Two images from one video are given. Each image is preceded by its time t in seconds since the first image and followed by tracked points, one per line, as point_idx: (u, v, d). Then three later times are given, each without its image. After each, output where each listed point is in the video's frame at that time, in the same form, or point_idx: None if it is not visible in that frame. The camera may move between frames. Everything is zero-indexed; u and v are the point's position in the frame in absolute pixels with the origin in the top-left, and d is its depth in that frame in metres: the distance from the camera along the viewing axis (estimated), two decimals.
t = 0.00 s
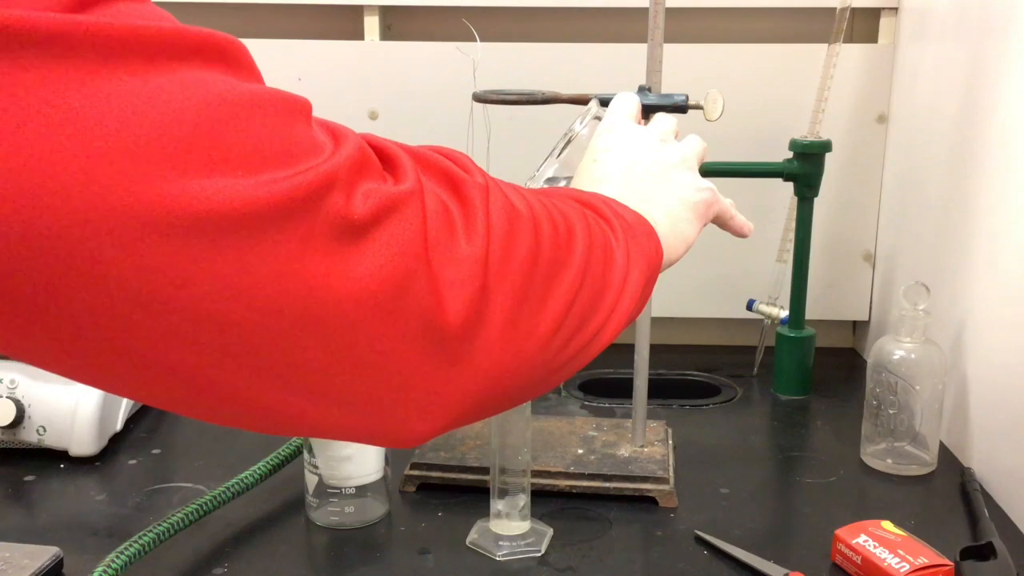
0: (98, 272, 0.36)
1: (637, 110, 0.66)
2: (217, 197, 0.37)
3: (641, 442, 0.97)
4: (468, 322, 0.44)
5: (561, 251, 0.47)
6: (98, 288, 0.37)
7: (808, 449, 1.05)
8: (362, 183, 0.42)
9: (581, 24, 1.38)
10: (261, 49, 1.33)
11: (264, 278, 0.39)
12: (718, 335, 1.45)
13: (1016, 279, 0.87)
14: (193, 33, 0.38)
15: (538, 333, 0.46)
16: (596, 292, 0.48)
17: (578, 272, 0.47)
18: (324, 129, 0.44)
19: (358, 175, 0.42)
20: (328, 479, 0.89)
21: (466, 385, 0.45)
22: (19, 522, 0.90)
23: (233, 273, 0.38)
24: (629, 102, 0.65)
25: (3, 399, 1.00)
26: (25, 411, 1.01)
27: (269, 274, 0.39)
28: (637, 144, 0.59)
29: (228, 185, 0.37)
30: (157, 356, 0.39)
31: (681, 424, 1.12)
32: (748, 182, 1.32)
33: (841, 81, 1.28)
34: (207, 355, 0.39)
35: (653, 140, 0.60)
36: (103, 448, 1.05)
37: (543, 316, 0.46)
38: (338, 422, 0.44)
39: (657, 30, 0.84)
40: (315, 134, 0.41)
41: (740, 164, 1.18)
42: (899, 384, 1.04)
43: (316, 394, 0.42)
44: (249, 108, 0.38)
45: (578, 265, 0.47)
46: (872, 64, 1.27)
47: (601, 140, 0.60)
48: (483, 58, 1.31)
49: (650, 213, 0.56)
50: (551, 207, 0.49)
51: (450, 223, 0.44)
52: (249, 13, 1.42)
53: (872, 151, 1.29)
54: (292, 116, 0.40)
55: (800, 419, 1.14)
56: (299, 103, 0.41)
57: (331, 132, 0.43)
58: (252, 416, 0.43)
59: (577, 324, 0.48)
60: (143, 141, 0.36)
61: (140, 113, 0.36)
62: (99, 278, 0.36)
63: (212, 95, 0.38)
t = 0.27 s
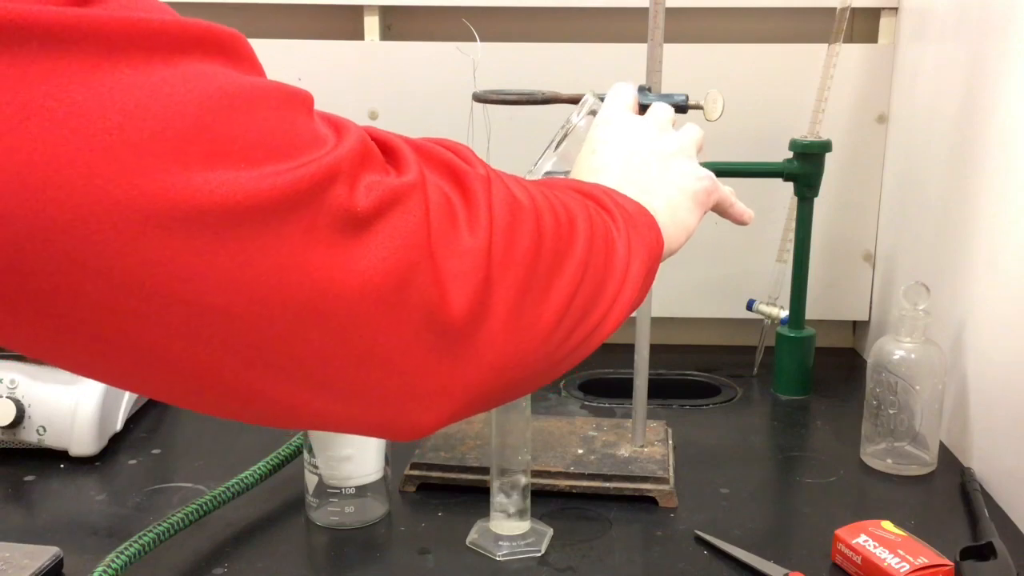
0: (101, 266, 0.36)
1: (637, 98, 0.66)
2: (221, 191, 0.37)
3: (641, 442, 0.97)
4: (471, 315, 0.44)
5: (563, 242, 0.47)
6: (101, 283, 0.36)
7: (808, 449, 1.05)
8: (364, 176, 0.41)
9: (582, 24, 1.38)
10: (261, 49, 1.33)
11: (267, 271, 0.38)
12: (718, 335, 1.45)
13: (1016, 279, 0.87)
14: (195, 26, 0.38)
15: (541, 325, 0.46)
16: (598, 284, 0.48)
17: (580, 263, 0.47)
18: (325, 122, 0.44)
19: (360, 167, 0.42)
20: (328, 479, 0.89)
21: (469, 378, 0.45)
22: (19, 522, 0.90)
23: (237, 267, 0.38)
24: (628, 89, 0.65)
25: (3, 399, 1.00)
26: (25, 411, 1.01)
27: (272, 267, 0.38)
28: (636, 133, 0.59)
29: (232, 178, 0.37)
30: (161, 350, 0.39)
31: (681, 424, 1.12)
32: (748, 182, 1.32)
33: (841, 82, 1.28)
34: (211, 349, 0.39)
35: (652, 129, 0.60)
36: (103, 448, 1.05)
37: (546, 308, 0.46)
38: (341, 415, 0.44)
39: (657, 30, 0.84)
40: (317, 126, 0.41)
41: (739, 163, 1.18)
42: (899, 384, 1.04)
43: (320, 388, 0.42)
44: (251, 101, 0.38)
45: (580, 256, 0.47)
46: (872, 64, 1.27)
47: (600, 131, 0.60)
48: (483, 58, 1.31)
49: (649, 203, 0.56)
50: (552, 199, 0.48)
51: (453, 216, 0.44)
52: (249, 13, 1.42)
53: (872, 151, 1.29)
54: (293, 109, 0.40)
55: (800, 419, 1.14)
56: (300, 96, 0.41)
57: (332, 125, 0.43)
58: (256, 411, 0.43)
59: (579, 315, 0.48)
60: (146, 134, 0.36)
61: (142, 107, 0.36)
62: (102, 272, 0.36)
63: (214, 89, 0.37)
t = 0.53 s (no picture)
0: (106, 260, 0.36)
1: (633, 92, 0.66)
2: (225, 185, 0.37)
3: (641, 442, 0.97)
4: (475, 309, 0.44)
5: (566, 235, 0.47)
6: (105, 278, 0.36)
7: (808, 449, 1.05)
8: (368, 169, 0.41)
9: (582, 24, 1.38)
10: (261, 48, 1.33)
11: (272, 265, 0.38)
12: (718, 335, 1.45)
13: (1016, 279, 0.87)
14: (199, 20, 0.38)
15: (544, 318, 0.46)
16: (600, 278, 0.48)
17: (583, 257, 0.47)
18: (329, 116, 0.44)
19: (364, 161, 0.41)
20: (328, 479, 0.89)
21: (473, 371, 0.45)
22: (19, 522, 0.90)
23: (242, 261, 0.38)
24: (624, 83, 0.65)
25: (3, 399, 1.00)
26: (25, 411, 1.01)
27: (277, 260, 0.38)
28: (633, 127, 0.59)
29: (236, 172, 0.37)
30: (167, 344, 0.39)
31: (681, 424, 1.12)
32: (748, 182, 1.32)
33: (841, 82, 1.28)
34: (215, 342, 0.39)
35: (650, 122, 0.60)
36: (103, 448, 1.05)
37: (549, 302, 0.46)
38: (345, 409, 0.44)
39: (657, 30, 0.84)
40: (320, 120, 0.41)
41: (739, 164, 1.18)
42: (899, 384, 1.04)
43: (324, 381, 0.42)
44: (255, 95, 0.38)
45: (583, 248, 0.47)
46: (872, 64, 1.27)
47: (598, 125, 0.60)
48: (483, 58, 1.31)
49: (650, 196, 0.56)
50: (555, 193, 0.48)
51: (456, 210, 0.44)
52: (249, 13, 1.42)
53: (872, 152, 1.29)
54: (296, 103, 0.40)
55: (800, 419, 1.14)
56: (303, 90, 0.41)
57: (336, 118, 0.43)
58: (260, 404, 0.43)
59: (581, 308, 0.48)
60: (151, 128, 0.36)
61: (146, 100, 0.36)
62: (108, 267, 0.36)
63: (219, 82, 0.37)
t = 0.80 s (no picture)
0: (109, 255, 0.36)
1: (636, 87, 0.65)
2: (229, 179, 0.37)
3: (641, 442, 0.97)
4: (479, 303, 0.44)
5: (570, 230, 0.47)
6: (109, 272, 0.36)
7: (808, 449, 1.05)
8: (371, 164, 0.41)
9: (582, 24, 1.38)
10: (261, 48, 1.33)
11: (275, 259, 0.38)
12: (718, 335, 1.45)
13: (1016, 278, 0.87)
14: (202, 15, 0.38)
15: (547, 313, 0.46)
16: (604, 273, 0.48)
17: (586, 252, 0.47)
18: (332, 111, 0.44)
19: (367, 155, 0.41)
20: (329, 479, 0.89)
21: (477, 366, 0.45)
22: (19, 522, 0.90)
23: (246, 255, 0.38)
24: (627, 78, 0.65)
25: (3, 399, 1.00)
26: (25, 411, 1.01)
27: (280, 255, 0.38)
28: (635, 124, 0.59)
29: (240, 167, 0.37)
30: (171, 339, 0.39)
31: (681, 424, 1.12)
32: (748, 182, 1.32)
33: (841, 82, 1.28)
34: (219, 337, 0.39)
35: (652, 119, 0.60)
36: (103, 448, 1.05)
37: (552, 297, 0.46)
38: (348, 403, 0.44)
39: (657, 30, 0.84)
40: (323, 114, 0.41)
41: (739, 163, 1.18)
42: (899, 385, 1.04)
43: (328, 376, 0.42)
44: (259, 89, 0.38)
45: (587, 243, 0.47)
46: (872, 64, 1.27)
47: (600, 122, 0.60)
48: (483, 57, 1.31)
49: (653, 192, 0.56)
50: (558, 188, 0.48)
51: (460, 205, 0.44)
52: (249, 13, 1.42)
53: (872, 152, 1.29)
54: (299, 97, 0.40)
55: (800, 419, 1.14)
56: (306, 85, 0.41)
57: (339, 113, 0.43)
58: (264, 399, 0.43)
59: (585, 303, 0.48)
60: (154, 123, 0.36)
61: (149, 95, 0.36)
62: (111, 262, 0.36)
63: (221, 77, 0.37)
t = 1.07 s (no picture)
0: (111, 251, 0.36)
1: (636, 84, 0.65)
2: (230, 176, 0.37)
3: (641, 442, 0.97)
4: (481, 300, 0.44)
5: (572, 227, 0.47)
6: (109, 268, 0.36)
7: (808, 449, 1.05)
8: (373, 161, 0.41)
9: (582, 24, 1.38)
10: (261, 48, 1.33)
11: (277, 256, 0.38)
12: (718, 335, 1.45)
13: (1016, 278, 0.87)
14: (205, 12, 0.38)
15: (549, 310, 0.46)
16: (607, 269, 0.48)
17: (588, 249, 0.47)
18: (334, 108, 0.44)
19: (369, 152, 0.41)
20: (329, 479, 0.89)
21: (478, 363, 0.45)
22: (19, 522, 0.90)
23: (245, 252, 0.38)
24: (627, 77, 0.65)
25: (3, 399, 1.00)
26: (25, 411, 1.01)
27: (281, 251, 0.38)
28: (636, 121, 0.59)
29: (242, 163, 0.37)
30: (173, 335, 0.39)
31: (681, 424, 1.12)
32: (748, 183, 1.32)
33: (841, 82, 1.28)
34: (219, 333, 0.39)
35: (652, 116, 0.60)
36: (103, 448, 1.05)
37: (555, 293, 0.46)
38: (350, 401, 0.44)
39: (657, 30, 0.84)
40: (325, 111, 0.41)
41: (739, 164, 1.18)
42: (899, 384, 1.04)
43: (328, 373, 0.42)
44: (258, 86, 0.38)
45: (589, 240, 0.47)
46: (872, 64, 1.27)
47: (600, 120, 0.60)
48: (483, 57, 1.31)
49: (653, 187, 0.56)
50: (561, 184, 0.48)
51: (462, 202, 0.44)
52: (249, 13, 1.43)
53: (872, 152, 1.30)
54: (301, 94, 0.40)
55: (800, 419, 1.14)
56: (309, 81, 0.41)
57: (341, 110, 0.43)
58: (265, 395, 0.43)
59: (588, 300, 0.48)
60: (155, 120, 0.36)
61: (151, 92, 0.36)
62: (113, 258, 0.36)
63: (222, 73, 0.37)
